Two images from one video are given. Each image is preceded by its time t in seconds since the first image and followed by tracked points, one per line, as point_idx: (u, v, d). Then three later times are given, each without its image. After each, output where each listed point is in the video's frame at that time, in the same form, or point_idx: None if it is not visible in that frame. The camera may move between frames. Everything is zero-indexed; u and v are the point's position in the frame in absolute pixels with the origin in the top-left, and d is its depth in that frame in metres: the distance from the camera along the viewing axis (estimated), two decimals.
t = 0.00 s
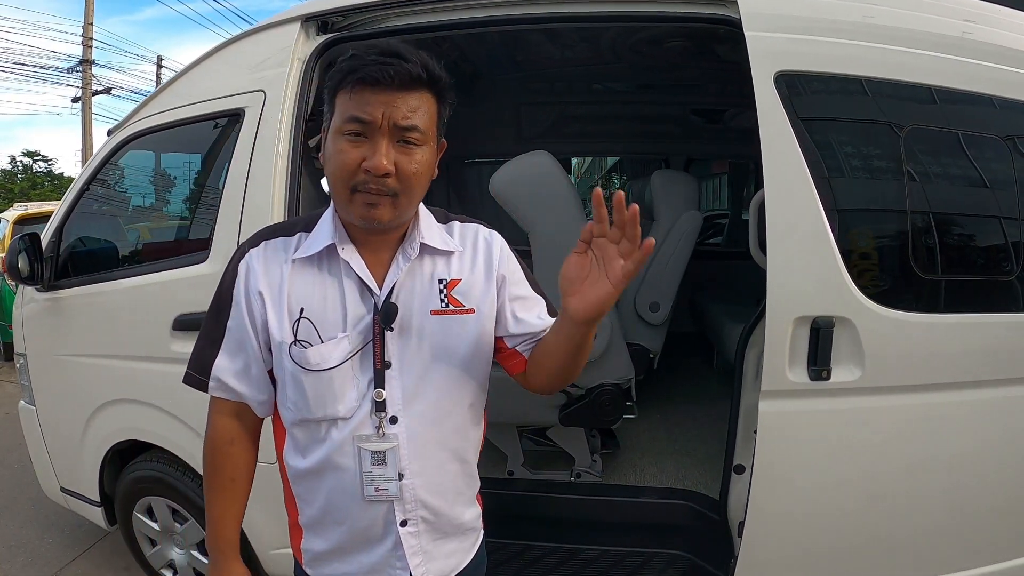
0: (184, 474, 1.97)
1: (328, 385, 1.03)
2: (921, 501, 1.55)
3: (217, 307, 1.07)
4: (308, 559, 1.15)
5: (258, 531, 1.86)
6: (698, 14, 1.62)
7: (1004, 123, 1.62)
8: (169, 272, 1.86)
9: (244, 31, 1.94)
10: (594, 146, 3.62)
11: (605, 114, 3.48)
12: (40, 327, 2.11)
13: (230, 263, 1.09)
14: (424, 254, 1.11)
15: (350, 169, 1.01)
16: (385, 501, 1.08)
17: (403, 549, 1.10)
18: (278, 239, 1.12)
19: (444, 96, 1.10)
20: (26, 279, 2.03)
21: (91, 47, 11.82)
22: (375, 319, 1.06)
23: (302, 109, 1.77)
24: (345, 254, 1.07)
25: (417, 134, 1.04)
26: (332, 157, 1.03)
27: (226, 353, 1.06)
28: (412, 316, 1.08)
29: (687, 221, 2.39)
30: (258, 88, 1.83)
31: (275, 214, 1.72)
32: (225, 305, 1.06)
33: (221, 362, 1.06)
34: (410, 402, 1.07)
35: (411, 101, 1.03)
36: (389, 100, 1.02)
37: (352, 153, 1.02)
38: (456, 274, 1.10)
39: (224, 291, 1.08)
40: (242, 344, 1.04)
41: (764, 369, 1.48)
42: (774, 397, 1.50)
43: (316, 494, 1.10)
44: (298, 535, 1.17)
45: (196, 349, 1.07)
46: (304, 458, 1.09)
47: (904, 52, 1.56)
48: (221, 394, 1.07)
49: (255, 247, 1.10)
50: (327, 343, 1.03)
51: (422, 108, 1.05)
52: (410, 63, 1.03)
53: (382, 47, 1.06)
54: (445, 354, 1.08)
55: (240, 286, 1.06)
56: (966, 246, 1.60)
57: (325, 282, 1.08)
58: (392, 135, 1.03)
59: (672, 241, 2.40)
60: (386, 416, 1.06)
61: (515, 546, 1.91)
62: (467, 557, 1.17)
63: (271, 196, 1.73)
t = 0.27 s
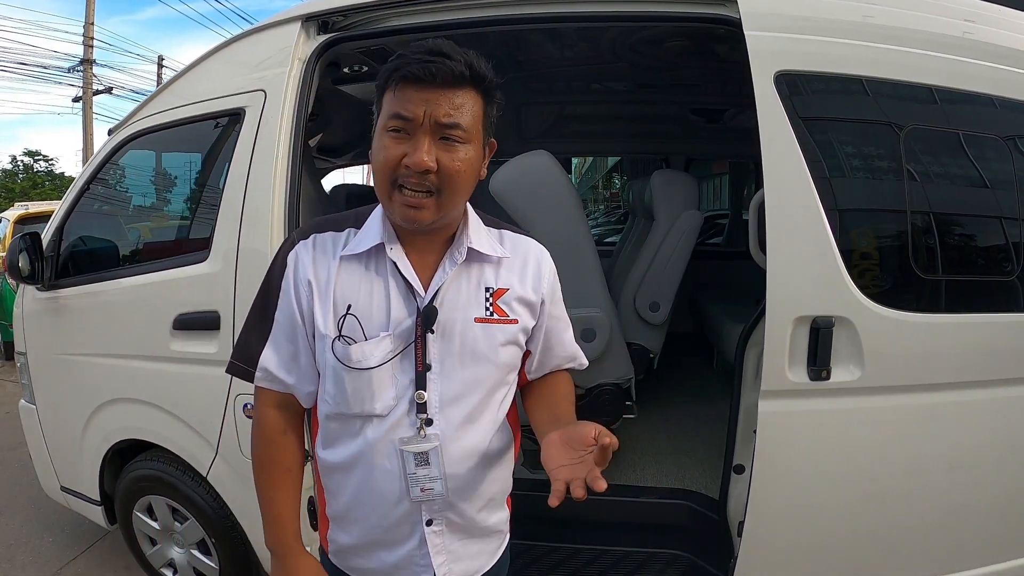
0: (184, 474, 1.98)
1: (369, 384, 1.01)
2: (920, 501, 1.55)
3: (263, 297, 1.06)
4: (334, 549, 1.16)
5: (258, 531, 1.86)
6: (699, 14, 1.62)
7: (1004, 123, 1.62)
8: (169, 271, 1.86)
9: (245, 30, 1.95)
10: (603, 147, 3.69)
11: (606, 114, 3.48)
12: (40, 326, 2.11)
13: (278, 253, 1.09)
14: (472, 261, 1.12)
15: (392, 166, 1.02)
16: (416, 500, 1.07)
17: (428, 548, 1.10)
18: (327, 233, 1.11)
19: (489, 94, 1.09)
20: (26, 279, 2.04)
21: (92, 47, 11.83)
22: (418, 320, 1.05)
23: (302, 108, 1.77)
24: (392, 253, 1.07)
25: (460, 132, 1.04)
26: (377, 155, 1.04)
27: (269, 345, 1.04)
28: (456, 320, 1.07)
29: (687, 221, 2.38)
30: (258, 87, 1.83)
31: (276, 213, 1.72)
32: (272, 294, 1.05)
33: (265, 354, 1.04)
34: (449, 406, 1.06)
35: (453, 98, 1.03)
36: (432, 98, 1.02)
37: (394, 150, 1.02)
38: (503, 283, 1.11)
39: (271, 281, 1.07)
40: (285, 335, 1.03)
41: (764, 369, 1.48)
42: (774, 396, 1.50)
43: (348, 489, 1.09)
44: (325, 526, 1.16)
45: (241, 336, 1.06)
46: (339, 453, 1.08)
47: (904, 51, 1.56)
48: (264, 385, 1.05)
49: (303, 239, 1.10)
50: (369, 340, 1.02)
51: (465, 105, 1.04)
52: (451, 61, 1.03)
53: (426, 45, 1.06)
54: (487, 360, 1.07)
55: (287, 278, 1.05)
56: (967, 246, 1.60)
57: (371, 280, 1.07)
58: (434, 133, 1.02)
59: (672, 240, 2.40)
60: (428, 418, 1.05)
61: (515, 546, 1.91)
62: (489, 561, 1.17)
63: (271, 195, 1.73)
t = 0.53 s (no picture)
0: (185, 474, 1.98)
1: (382, 376, 1.03)
2: (921, 501, 1.55)
3: (282, 295, 1.09)
4: (349, 543, 1.17)
5: (259, 531, 1.86)
6: (701, 15, 1.62)
7: (1005, 124, 1.63)
8: (170, 271, 1.86)
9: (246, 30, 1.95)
10: (600, 147, 3.70)
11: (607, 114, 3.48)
12: (41, 326, 2.11)
13: (297, 252, 1.12)
14: (485, 256, 1.12)
15: (407, 160, 1.03)
16: (430, 495, 1.08)
17: (442, 546, 1.10)
18: (341, 232, 1.14)
19: (500, 91, 1.11)
20: (29, 278, 2.04)
21: (92, 47, 11.83)
22: (430, 314, 1.07)
23: (304, 107, 1.78)
24: (406, 249, 1.09)
25: (474, 127, 1.05)
26: (392, 151, 1.05)
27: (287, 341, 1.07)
28: (468, 314, 1.08)
29: (687, 222, 2.38)
30: (260, 87, 1.84)
31: (278, 212, 1.72)
32: (290, 292, 1.09)
33: (283, 350, 1.08)
34: (463, 399, 1.07)
35: (465, 93, 1.04)
36: (446, 94, 1.04)
37: (408, 145, 1.04)
38: (515, 277, 1.10)
39: (290, 279, 1.10)
40: (303, 331, 1.06)
41: (766, 369, 1.48)
42: (776, 396, 1.50)
43: (364, 482, 1.11)
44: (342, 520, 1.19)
45: (262, 334, 1.10)
46: (355, 446, 1.10)
47: (906, 52, 1.56)
48: (282, 381, 1.09)
49: (320, 238, 1.13)
50: (383, 334, 1.04)
51: (477, 99, 1.06)
52: (464, 57, 1.05)
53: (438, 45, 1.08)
54: (500, 354, 1.07)
55: (305, 275, 1.08)
56: (968, 246, 1.60)
57: (385, 276, 1.09)
58: (448, 127, 1.04)
59: (672, 242, 2.40)
60: (446, 411, 1.06)
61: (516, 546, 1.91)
62: (503, 560, 1.17)
63: (274, 195, 1.73)
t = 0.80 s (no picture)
0: (188, 473, 1.98)
1: (386, 375, 1.05)
2: (921, 501, 1.56)
3: (297, 296, 1.14)
4: (358, 537, 1.20)
5: (262, 530, 1.86)
6: (703, 17, 1.63)
7: (1006, 124, 1.63)
8: (171, 271, 1.86)
9: (248, 32, 1.96)
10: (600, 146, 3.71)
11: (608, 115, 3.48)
12: (44, 326, 2.12)
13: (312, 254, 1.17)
14: (490, 258, 1.12)
15: (413, 165, 1.04)
16: (434, 493, 1.09)
17: (446, 543, 1.11)
18: (351, 236, 1.17)
19: (501, 94, 1.12)
20: (32, 278, 2.04)
21: (92, 47, 11.83)
22: (435, 316, 1.08)
23: (307, 107, 1.78)
24: (412, 251, 1.10)
25: (476, 130, 1.05)
26: (397, 157, 1.06)
27: (299, 340, 1.11)
28: (472, 315, 1.08)
29: (688, 223, 2.39)
30: (263, 88, 1.84)
31: (281, 212, 1.73)
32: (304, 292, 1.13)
33: (296, 348, 1.12)
34: (467, 399, 1.07)
35: (466, 97, 1.05)
36: (447, 99, 1.05)
37: (413, 151, 1.05)
38: (519, 279, 1.10)
39: (304, 280, 1.14)
40: (313, 330, 1.10)
41: (767, 370, 1.49)
42: (777, 396, 1.51)
43: (371, 478, 1.13)
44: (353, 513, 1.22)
45: (275, 333, 1.15)
46: (362, 443, 1.12)
47: (907, 53, 1.57)
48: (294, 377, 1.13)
49: (333, 240, 1.16)
50: (387, 334, 1.06)
51: (478, 103, 1.06)
52: (463, 62, 1.06)
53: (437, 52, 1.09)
54: (503, 356, 1.06)
55: (316, 276, 1.12)
56: (968, 247, 1.60)
57: (392, 279, 1.11)
58: (451, 132, 1.04)
59: (672, 242, 2.41)
60: (452, 410, 1.07)
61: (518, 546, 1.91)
62: (508, 560, 1.16)
63: (276, 196, 1.74)
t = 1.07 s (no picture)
0: (191, 472, 1.99)
1: (392, 369, 1.06)
2: (922, 499, 1.56)
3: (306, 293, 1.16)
4: (366, 532, 1.20)
5: (264, 529, 1.87)
6: (704, 17, 1.63)
7: (1006, 124, 1.64)
8: (173, 271, 1.87)
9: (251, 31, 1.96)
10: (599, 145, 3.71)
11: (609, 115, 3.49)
12: (46, 325, 2.12)
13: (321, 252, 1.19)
14: (494, 254, 1.13)
15: (416, 165, 1.05)
16: (440, 486, 1.10)
17: (454, 535, 1.11)
18: (358, 234, 1.18)
19: (504, 94, 1.12)
20: (34, 277, 2.04)
21: (92, 47, 11.83)
22: (439, 311, 1.08)
23: (311, 106, 1.78)
24: (418, 248, 1.12)
25: (478, 130, 1.06)
26: (402, 157, 1.08)
27: (308, 335, 1.14)
28: (477, 310, 1.09)
29: (689, 223, 2.40)
30: (266, 87, 1.84)
31: (284, 211, 1.73)
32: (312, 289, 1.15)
33: (304, 343, 1.14)
34: (472, 392, 1.08)
35: (469, 97, 1.06)
36: (449, 100, 1.05)
37: (416, 151, 1.06)
38: (523, 275, 1.11)
39: (313, 278, 1.16)
40: (321, 325, 1.12)
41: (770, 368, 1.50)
42: (779, 395, 1.52)
43: (379, 472, 1.14)
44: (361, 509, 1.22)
45: (285, 329, 1.16)
46: (370, 437, 1.13)
47: (908, 53, 1.57)
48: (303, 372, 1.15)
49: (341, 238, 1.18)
50: (393, 329, 1.07)
51: (481, 103, 1.07)
52: (466, 63, 1.06)
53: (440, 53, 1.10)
54: (508, 349, 1.08)
55: (325, 273, 1.14)
56: (969, 247, 1.61)
57: (398, 275, 1.12)
58: (453, 132, 1.05)
59: (673, 242, 2.41)
60: (457, 403, 1.07)
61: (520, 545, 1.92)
62: (515, 555, 1.16)
63: (279, 195, 1.74)
